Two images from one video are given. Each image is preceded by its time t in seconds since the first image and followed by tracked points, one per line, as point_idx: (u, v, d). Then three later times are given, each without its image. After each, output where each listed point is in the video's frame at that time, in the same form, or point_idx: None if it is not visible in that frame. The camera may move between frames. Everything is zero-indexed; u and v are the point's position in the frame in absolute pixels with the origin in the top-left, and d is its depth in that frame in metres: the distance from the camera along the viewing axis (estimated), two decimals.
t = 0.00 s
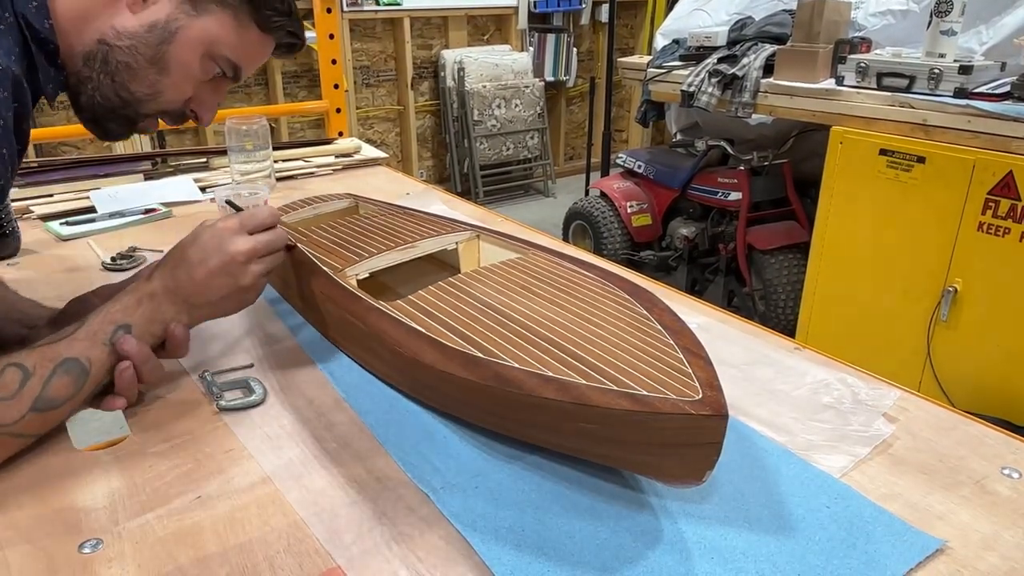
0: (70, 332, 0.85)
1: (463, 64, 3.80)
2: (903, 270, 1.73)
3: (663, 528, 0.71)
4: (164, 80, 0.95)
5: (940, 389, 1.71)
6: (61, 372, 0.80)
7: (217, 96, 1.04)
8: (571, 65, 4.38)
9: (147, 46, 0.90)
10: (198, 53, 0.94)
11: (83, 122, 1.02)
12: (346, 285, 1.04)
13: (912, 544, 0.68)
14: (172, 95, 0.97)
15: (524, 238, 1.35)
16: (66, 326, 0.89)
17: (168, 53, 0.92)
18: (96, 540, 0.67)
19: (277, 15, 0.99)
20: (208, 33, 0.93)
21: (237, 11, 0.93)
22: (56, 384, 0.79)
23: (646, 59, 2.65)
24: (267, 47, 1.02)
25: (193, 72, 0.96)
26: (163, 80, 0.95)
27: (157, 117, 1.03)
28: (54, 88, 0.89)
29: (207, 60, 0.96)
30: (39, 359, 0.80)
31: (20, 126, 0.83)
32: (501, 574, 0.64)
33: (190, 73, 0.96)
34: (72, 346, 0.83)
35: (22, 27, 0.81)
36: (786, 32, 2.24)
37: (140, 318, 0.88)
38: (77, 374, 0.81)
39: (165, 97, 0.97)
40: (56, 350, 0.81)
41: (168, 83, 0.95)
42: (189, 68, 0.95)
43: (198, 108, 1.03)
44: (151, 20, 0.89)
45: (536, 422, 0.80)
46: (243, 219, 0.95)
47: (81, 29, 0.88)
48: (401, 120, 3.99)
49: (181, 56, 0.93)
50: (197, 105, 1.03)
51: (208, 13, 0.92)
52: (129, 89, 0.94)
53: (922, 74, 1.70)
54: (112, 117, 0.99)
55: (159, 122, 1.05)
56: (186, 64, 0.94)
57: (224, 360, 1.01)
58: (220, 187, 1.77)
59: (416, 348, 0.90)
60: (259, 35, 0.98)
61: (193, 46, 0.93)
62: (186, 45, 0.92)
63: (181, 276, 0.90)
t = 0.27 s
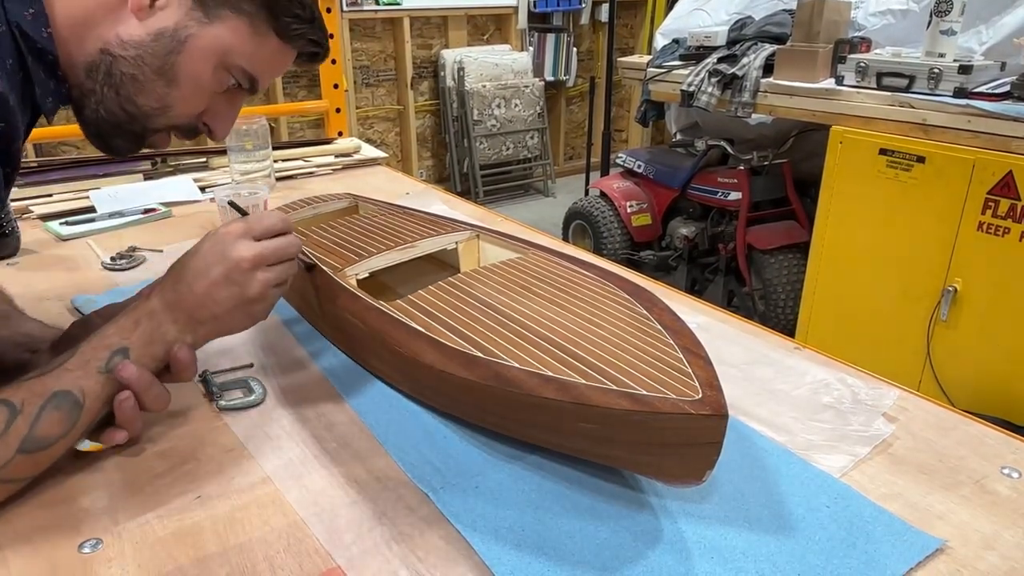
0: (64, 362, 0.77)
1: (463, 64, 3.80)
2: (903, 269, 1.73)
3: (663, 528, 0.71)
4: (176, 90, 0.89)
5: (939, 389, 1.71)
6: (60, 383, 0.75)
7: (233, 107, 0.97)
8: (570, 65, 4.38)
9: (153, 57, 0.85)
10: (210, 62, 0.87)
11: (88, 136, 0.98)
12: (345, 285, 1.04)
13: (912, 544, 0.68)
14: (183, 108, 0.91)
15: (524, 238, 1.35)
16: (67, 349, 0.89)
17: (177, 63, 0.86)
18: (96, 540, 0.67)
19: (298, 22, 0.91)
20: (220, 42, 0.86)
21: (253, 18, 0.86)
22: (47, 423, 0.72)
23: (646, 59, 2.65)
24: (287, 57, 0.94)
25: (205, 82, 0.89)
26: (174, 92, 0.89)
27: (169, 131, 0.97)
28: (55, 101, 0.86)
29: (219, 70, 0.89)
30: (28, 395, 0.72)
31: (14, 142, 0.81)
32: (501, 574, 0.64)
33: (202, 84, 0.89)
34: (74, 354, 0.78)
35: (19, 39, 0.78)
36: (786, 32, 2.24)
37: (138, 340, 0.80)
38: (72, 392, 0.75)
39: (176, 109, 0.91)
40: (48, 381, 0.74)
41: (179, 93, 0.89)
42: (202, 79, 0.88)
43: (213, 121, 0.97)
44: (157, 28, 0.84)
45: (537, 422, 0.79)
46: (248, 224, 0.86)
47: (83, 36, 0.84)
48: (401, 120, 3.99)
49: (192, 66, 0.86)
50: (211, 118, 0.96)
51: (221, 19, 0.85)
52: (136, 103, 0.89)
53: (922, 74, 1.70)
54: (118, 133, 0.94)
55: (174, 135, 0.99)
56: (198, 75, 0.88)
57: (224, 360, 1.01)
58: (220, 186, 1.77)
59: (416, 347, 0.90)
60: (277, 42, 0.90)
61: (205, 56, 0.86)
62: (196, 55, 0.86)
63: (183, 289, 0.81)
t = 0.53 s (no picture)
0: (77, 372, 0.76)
1: (463, 64, 3.80)
2: (903, 269, 1.73)
3: (663, 527, 0.71)
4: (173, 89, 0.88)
5: (939, 389, 1.71)
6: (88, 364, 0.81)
7: (228, 108, 0.97)
8: (570, 64, 4.38)
9: (148, 54, 0.84)
10: (207, 62, 0.87)
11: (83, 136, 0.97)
12: (344, 284, 1.04)
13: (912, 544, 0.68)
14: (179, 107, 0.91)
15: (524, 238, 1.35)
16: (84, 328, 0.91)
17: (172, 62, 0.85)
18: (96, 540, 0.67)
19: (297, 22, 0.92)
20: (216, 41, 0.86)
21: (250, 18, 0.86)
22: (58, 435, 0.71)
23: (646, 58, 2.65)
24: (285, 56, 0.95)
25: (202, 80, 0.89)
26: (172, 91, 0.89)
27: (164, 129, 0.96)
28: (47, 102, 0.85)
29: (216, 70, 0.89)
30: (39, 406, 0.71)
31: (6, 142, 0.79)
32: (501, 573, 0.64)
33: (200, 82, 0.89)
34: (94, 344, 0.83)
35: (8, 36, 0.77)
36: (785, 32, 2.24)
37: (154, 357, 0.79)
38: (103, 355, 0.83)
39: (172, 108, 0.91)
40: (62, 388, 0.74)
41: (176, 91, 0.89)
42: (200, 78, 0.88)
43: (209, 120, 0.97)
44: (151, 27, 0.83)
45: (537, 421, 0.79)
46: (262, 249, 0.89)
47: (76, 34, 0.83)
48: (401, 119, 3.99)
49: (188, 64, 0.86)
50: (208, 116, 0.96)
51: (218, 18, 0.85)
52: (129, 102, 0.89)
53: (922, 74, 1.70)
54: (114, 130, 0.94)
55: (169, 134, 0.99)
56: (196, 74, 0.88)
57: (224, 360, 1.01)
58: (220, 186, 1.77)
59: (416, 347, 0.90)
60: (275, 42, 0.91)
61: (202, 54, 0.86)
62: (192, 53, 0.86)
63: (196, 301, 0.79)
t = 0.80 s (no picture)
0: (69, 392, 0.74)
1: (463, 64, 3.80)
2: (902, 268, 1.73)
3: (663, 527, 0.71)
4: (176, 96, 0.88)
5: (939, 388, 1.71)
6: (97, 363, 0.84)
7: (238, 116, 0.96)
8: (570, 64, 4.38)
9: (146, 61, 0.83)
10: (208, 70, 0.86)
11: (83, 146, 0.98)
12: (345, 284, 1.04)
13: (912, 543, 0.68)
14: (181, 115, 0.90)
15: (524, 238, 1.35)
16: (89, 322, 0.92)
17: (173, 69, 0.84)
18: (96, 540, 0.67)
19: (307, 27, 0.90)
20: (219, 47, 0.84)
21: (255, 21, 0.84)
22: (49, 461, 0.68)
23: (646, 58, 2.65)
24: (295, 64, 0.94)
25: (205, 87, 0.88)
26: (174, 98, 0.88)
27: (168, 138, 0.97)
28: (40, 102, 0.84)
29: (221, 77, 0.88)
30: (31, 430, 0.69)
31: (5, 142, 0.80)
32: (501, 573, 0.64)
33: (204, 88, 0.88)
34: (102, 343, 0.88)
35: None
36: (785, 31, 2.23)
37: (152, 369, 0.77)
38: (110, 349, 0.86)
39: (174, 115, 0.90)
40: (53, 410, 0.71)
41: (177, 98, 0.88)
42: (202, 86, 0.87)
43: (216, 130, 0.96)
44: (151, 32, 0.82)
45: (537, 421, 0.79)
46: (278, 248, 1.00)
47: (70, 42, 0.82)
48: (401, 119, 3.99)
49: (190, 71, 0.85)
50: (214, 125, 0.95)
51: (221, 23, 0.83)
52: (128, 110, 0.89)
53: (922, 73, 1.70)
54: (112, 141, 0.94)
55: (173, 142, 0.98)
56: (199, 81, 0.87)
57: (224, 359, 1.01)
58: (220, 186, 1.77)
59: (416, 347, 0.90)
60: (283, 48, 0.89)
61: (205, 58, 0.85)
62: (195, 60, 0.84)
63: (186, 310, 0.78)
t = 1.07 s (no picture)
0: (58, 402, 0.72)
1: (463, 64, 3.80)
2: (902, 268, 1.74)
3: (663, 527, 0.71)
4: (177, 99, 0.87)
5: (939, 388, 1.71)
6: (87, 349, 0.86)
7: (243, 119, 0.95)
8: (570, 64, 4.38)
9: (146, 64, 0.82)
10: (211, 71, 0.84)
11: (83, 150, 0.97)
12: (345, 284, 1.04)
13: (912, 543, 0.68)
14: (183, 118, 0.89)
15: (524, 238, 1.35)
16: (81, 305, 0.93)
17: (173, 71, 0.83)
18: (95, 540, 0.67)
19: (314, 27, 0.89)
20: (220, 48, 0.83)
21: (258, 20, 0.83)
22: (37, 475, 0.66)
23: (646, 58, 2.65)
24: (303, 65, 0.92)
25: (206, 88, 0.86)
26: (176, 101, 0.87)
27: (173, 143, 0.96)
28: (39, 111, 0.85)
29: (224, 79, 0.86)
30: (19, 442, 0.67)
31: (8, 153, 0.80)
32: (501, 573, 0.64)
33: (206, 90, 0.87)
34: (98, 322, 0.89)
35: None
36: (785, 31, 2.23)
37: (143, 373, 0.74)
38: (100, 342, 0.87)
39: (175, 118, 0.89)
40: (44, 420, 0.70)
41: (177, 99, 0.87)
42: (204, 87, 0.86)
43: (223, 134, 0.95)
44: (150, 33, 0.81)
45: (537, 421, 0.79)
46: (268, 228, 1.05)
47: (67, 45, 0.82)
48: (401, 119, 3.99)
49: (190, 72, 0.84)
50: (222, 130, 0.95)
51: (222, 24, 0.81)
52: (130, 113, 0.88)
53: (922, 73, 1.70)
54: (109, 145, 0.94)
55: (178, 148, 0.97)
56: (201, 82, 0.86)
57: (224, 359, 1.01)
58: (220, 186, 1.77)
59: (416, 347, 0.90)
60: (289, 50, 0.88)
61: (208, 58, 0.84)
62: (195, 62, 0.83)
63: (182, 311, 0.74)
